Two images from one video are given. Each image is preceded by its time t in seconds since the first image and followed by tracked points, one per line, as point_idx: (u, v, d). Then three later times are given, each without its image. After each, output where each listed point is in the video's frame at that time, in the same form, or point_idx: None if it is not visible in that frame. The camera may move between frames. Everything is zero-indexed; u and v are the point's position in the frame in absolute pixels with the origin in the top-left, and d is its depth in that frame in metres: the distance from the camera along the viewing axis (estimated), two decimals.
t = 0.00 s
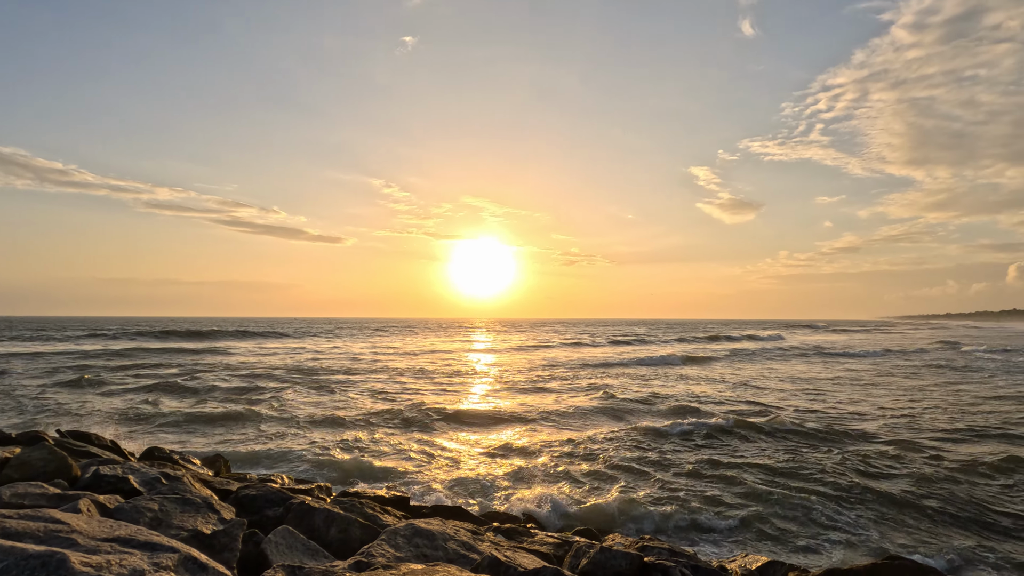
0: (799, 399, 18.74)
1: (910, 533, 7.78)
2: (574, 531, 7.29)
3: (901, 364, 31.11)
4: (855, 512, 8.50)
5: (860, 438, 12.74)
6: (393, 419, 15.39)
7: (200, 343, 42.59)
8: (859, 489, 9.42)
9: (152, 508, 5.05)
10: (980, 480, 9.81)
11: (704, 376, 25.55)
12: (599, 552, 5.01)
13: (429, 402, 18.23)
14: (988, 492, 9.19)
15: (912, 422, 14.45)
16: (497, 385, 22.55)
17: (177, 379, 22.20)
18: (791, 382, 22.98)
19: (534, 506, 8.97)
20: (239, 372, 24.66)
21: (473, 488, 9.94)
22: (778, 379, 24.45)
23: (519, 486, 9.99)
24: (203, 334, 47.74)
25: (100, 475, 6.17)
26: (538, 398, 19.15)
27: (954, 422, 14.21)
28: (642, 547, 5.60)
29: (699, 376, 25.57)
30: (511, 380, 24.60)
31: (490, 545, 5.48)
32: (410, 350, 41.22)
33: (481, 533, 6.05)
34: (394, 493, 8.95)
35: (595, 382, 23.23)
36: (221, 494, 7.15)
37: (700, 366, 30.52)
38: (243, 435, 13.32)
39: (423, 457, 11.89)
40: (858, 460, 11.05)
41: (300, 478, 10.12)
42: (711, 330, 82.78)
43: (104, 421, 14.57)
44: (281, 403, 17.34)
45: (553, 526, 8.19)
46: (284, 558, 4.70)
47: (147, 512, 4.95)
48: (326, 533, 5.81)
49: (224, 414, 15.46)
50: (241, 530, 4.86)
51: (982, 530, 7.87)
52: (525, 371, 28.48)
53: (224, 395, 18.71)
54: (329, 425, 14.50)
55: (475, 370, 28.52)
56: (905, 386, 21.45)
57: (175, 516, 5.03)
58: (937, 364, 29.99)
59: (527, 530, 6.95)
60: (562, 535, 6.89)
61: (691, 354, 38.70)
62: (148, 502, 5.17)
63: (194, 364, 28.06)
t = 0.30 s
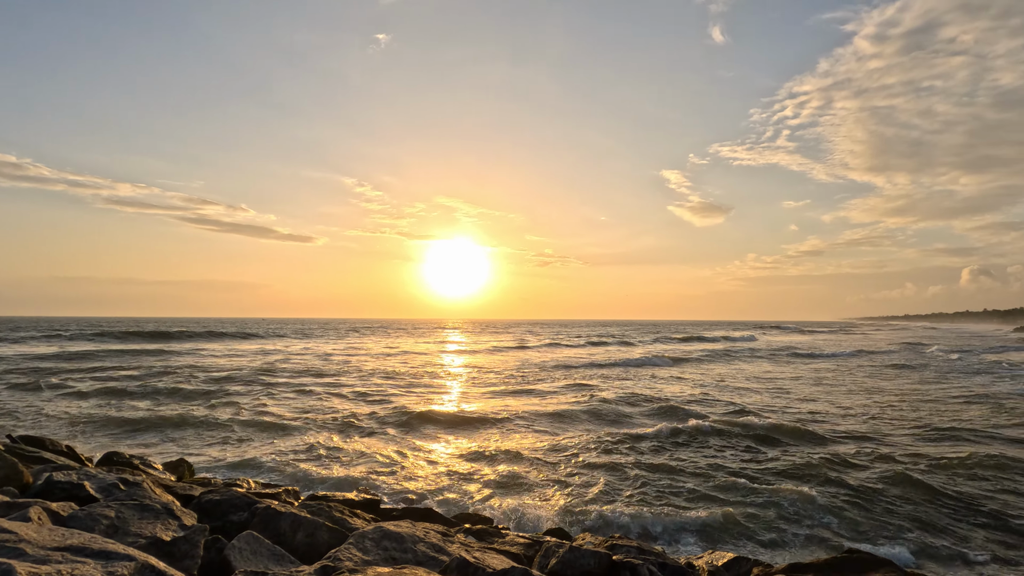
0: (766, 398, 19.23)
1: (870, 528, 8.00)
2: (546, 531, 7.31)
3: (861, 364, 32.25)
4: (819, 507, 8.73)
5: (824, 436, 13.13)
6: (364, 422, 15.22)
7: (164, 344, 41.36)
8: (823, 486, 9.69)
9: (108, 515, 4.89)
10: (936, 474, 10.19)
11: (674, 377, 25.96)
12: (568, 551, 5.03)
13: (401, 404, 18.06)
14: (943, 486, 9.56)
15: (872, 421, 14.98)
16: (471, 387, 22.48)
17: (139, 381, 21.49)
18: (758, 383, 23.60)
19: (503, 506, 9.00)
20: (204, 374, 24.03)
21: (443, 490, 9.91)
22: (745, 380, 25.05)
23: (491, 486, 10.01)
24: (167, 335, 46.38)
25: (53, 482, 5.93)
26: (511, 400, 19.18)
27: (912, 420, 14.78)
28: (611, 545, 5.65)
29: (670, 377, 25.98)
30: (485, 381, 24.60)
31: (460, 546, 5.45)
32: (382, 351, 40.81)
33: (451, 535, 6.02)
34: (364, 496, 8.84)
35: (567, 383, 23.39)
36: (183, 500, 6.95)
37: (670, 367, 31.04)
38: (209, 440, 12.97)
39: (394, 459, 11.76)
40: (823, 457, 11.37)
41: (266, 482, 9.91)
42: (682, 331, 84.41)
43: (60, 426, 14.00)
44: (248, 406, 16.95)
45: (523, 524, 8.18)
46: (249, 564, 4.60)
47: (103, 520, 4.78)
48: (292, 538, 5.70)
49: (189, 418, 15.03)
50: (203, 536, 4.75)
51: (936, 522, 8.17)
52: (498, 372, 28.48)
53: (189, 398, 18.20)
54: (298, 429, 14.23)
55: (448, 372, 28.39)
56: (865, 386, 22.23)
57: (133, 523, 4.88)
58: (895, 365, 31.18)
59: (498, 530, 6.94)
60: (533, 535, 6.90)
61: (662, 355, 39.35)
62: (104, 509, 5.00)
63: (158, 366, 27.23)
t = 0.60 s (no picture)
0: (733, 398, 19.67)
1: (828, 520, 8.27)
2: (516, 531, 7.32)
3: (824, 364, 33.30)
4: (783, 504, 8.96)
5: (789, 434, 13.49)
6: (334, 424, 14.99)
7: (123, 345, 40.01)
8: (787, 483, 9.94)
9: (59, 523, 4.70)
10: (894, 470, 10.57)
11: (644, 377, 26.37)
12: (536, 551, 5.05)
13: (372, 406, 17.88)
14: (899, 481, 9.93)
15: (833, 419, 15.48)
16: (442, 388, 22.39)
17: (96, 384, 20.72)
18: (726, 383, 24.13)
19: (477, 506, 8.96)
20: (166, 376, 23.31)
21: (415, 492, 9.80)
22: (713, 379, 25.59)
23: (462, 488, 9.96)
24: (128, 335, 44.87)
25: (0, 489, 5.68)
26: (484, 401, 19.17)
27: (871, 419, 15.33)
28: (579, 544, 5.70)
29: (639, 377, 26.36)
30: (457, 382, 24.52)
31: (429, 548, 5.41)
32: (352, 352, 40.29)
33: (420, 537, 5.97)
34: (332, 498, 8.70)
35: (539, 384, 23.53)
36: (142, 505, 6.72)
37: (640, 367, 31.53)
38: (170, 445, 12.59)
39: (363, 462, 11.61)
40: (787, 455, 11.68)
41: (231, 486, 9.66)
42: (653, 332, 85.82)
43: (9, 431, 13.39)
44: (212, 409, 16.52)
45: (497, 524, 8.19)
46: (210, 570, 4.48)
47: (54, 527, 4.60)
48: (256, 543, 5.57)
49: (149, 422, 14.57)
50: (161, 544, 4.62)
51: (890, 514, 8.50)
52: (470, 373, 28.42)
53: (150, 401, 17.63)
54: (265, 432, 13.94)
55: (419, 373, 28.23)
56: (828, 386, 22.95)
57: (86, 531, 4.70)
58: (855, 365, 32.28)
59: (468, 531, 6.92)
60: (504, 535, 6.89)
61: (632, 356, 39.92)
62: (55, 516, 4.80)
63: (117, 367, 26.33)
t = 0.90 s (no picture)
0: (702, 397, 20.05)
1: (790, 515, 8.47)
2: (486, 531, 7.30)
3: (789, 363, 34.24)
4: (747, 500, 9.17)
5: (753, 432, 13.83)
6: (302, 427, 14.72)
7: (81, 346, 38.56)
8: (753, 480, 10.17)
9: (5, 532, 4.49)
10: (852, 466, 10.93)
11: (616, 377, 26.66)
12: (504, 550, 5.04)
13: (342, 408, 17.61)
14: (858, 476, 10.26)
15: (797, 417, 15.92)
16: (414, 390, 22.20)
17: (52, 387, 19.89)
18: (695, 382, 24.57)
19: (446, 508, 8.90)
20: (127, 378, 22.54)
21: (384, 494, 9.69)
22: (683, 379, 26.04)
23: (433, 490, 9.89)
24: (85, 335, 43.23)
25: None
26: (455, 403, 19.11)
27: (832, 417, 15.82)
28: (548, 542, 5.70)
29: (611, 377, 26.65)
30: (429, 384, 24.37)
31: (396, 550, 5.36)
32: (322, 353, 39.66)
33: (387, 539, 5.90)
34: (299, 502, 8.53)
35: (512, 385, 23.55)
36: (96, 512, 6.48)
37: (612, 368, 31.87)
38: (129, 450, 12.17)
39: (333, 465, 11.43)
40: (754, 454, 11.93)
41: (193, 491, 9.39)
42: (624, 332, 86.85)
43: None
44: (174, 413, 16.03)
45: (466, 525, 8.13)
46: None
47: None
48: (217, 549, 5.42)
49: (108, 427, 14.06)
50: (115, 551, 4.46)
51: (849, 508, 8.75)
52: (443, 374, 28.28)
53: (109, 405, 17.01)
54: (230, 436, 13.59)
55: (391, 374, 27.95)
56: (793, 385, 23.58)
57: (34, 540, 4.50)
58: (818, 364, 33.25)
59: (437, 532, 6.87)
60: (473, 536, 6.87)
61: (605, 356, 40.33)
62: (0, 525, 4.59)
63: (74, 369, 25.34)
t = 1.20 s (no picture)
0: (670, 396, 20.38)
1: (757, 510, 8.70)
2: (456, 531, 7.26)
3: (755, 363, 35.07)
4: (713, 496, 9.35)
5: (720, 429, 14.12)
6: (268, 430, 14.39)
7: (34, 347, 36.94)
8: (721, 477, 10.39)
9: None
10: (814, 462, 11.24)
11: (587, 377, 26.88)
12: (472, 550, 5.02)
13: (311, 411, 17.28)
14: (819, 472, 10.56)
15: (763, 415, 16.31)
16: (385, 391, 21.94)
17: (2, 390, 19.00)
18: (664, 381, 24.95)
19: (416, 509, 8.82)
20: (83, 381, 21.67)
21: (353, 496, 9.52)
22: (652, 378, 26.42)
23: (404, 491, 9.79)
24: (39, 335, 41.50)
25: None
26: (426, 404, 18.97)
27: (795, 414, 16.27)
28: (517, 541, 5.70)
29: (583, 377, 26.85)
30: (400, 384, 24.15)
31: (362, 552, 5.28)
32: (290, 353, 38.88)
33: (353, 542, 5.81)
34: (263, 505, 8.33)
35: (483, 385, 23.50)
36: (46, 520, 6.19)
37: (583, 368, 32.13)
38: (84, 456, 11.69)
39: (300, 468, 11.21)
40: (722, 451, 12.20)
41: (152, 497, 9.08)
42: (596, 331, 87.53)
43: None
44: (134, 417, 15.48)
45: (436, 526, 8.08)
46: None
47: None
48: (176, 555, 5.25)
49: (61, 432, 13.50)
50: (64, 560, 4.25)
51: (812, 502, 9.01)
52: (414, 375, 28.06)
53: (63, 408, 16.33)
54: (192, 440, 13.18)
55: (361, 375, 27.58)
56: (758, 383, 24.15)
57: None
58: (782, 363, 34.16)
59: (406, 533, 6.79)
60: (442, 536, 6.81)
61: (576, 356, 40.64)
62: None
63: (26, 371, 24.25)
